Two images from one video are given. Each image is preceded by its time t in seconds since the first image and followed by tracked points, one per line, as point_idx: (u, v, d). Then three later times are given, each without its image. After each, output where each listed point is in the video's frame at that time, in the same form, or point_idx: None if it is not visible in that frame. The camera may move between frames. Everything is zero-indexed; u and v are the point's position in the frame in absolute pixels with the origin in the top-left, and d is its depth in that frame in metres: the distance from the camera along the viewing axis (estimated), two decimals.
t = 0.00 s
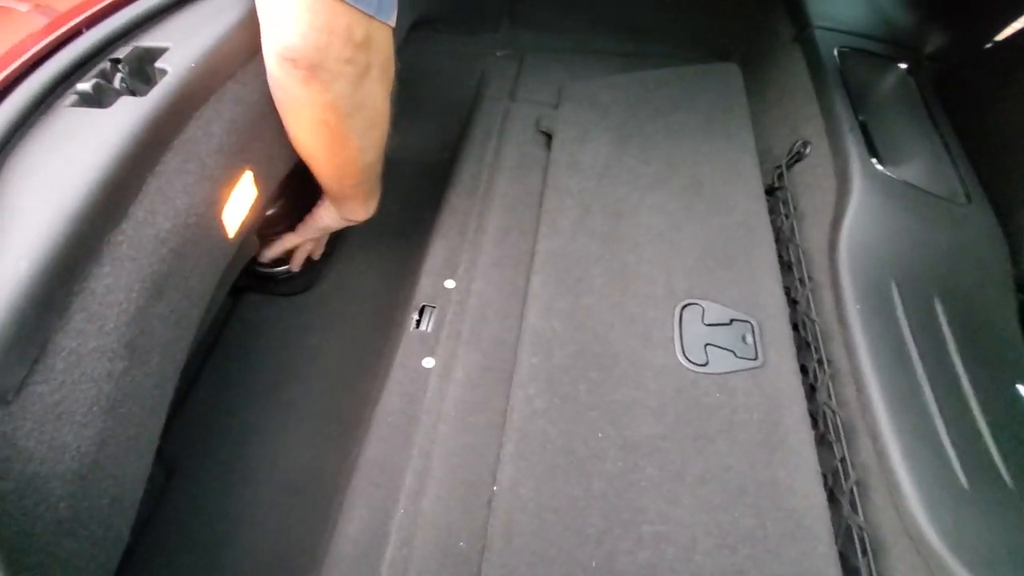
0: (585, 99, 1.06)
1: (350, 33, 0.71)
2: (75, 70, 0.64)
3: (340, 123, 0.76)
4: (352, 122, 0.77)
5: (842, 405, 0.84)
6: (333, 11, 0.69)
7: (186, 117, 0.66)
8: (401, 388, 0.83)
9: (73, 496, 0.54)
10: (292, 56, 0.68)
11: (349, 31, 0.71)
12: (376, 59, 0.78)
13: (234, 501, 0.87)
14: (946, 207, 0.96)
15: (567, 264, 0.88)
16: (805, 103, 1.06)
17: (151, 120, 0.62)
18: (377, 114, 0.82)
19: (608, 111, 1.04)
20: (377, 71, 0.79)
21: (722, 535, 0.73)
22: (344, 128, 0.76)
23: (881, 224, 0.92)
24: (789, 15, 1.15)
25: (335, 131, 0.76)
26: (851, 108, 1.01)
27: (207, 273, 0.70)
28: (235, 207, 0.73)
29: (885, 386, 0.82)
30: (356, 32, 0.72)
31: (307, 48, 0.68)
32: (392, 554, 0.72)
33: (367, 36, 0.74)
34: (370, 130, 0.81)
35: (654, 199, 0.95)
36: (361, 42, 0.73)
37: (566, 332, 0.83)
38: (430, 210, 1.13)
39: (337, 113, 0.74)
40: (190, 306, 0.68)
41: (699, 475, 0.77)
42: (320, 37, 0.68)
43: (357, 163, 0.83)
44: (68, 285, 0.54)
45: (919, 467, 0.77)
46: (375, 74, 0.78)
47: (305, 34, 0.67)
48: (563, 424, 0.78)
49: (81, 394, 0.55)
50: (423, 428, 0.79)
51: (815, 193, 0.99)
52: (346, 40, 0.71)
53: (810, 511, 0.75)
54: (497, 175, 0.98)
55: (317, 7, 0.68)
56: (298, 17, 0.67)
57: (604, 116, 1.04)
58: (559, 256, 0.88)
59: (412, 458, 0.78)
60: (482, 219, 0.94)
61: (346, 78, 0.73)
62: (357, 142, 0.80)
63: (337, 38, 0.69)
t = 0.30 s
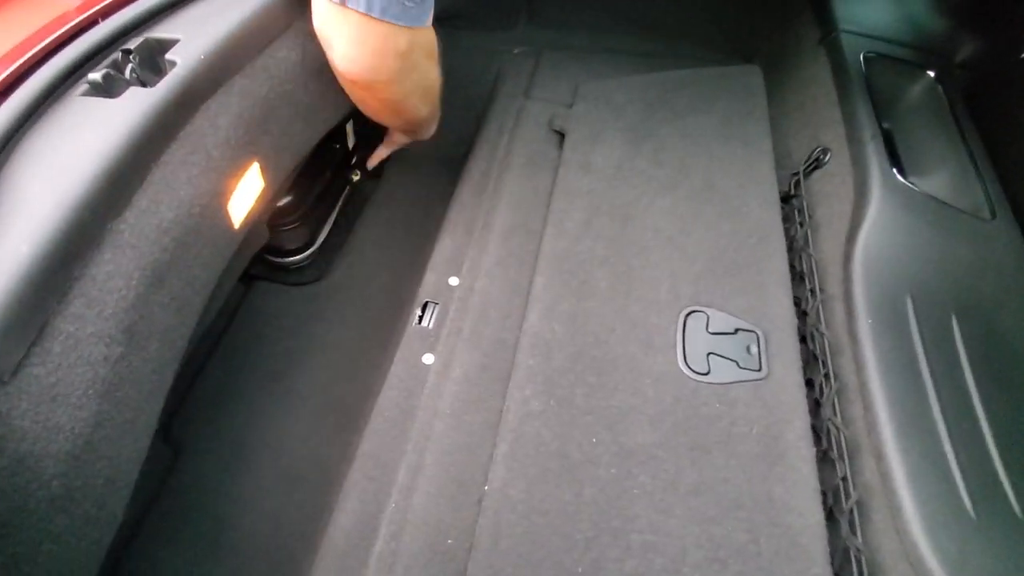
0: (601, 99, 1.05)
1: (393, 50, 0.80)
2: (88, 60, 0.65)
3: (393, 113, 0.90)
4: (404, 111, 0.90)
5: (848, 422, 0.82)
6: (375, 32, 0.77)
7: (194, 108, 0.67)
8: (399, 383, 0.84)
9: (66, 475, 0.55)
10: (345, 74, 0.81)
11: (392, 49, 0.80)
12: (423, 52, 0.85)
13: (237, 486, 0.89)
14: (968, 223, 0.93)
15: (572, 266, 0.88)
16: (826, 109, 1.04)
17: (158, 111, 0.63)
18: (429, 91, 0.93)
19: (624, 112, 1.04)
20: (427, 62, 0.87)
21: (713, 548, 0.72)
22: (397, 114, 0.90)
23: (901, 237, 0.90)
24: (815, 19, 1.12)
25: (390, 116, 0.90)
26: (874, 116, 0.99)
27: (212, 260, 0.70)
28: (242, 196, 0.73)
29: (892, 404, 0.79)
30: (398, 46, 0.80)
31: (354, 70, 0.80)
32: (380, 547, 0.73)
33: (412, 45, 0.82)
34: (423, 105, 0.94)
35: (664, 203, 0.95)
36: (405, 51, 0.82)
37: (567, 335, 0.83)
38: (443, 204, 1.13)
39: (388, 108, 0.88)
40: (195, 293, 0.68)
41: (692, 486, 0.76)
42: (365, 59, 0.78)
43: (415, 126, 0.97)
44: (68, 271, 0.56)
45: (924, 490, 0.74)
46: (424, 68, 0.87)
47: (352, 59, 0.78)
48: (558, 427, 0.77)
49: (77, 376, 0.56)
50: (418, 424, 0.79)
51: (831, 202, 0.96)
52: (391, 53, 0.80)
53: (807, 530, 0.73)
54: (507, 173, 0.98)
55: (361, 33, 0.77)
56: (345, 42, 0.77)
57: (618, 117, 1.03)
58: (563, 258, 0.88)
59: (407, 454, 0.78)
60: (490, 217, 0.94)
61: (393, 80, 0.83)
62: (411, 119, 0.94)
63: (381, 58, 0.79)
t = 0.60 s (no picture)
0: (611, 99, 1.04)
1: (382, 22, 0.78)
2: (85, 38, 0.65)
3: (383, 96, 0.86)
4: (394, 94, 0.87)
5: (845, 441, 0.79)
6: (362, 1, 0.76)
7: (189, 92, 0.66)
8: (389, 377, 0.83)
9: (37, 456, 0.56)
10: (328, 47, 0.77)
11: (381, 22, 0.78)
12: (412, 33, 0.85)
13: (229, 472, 0.89)
14: (983, 241, 0.90)
15: (570, 267, 0.86)
16: (842, 118, 1.02)
17: (152, 94, 0.63)
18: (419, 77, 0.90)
19: (634, 113, 1.02)
20: (417, 46, 0.87)
21: (696, 562, 0.70)
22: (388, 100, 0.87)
23: (910, 252, 0.87)
24: (836, 26, 1.10)
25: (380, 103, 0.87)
26: (890, 127, 0.97)
27: (202, 246, 0.70)
28: (237, 183, 0.73)
29: (891, 425, 0.77)
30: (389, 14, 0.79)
31: (340, 41, 0.76)
32: (359, 543, 0.72)
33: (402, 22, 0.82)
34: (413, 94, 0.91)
35: (669, 207, 0.93)
36: (393, 23, 0.80)
37: (561, 337, 0.82)
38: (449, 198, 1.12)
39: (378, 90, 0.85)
40: (185, 280, 0.69)
41: (679, 497, 0.74)
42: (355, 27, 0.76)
43: (407, 120, 0.93)
44: (48, 250, 0.56)
45: (918, 515, 0.72)
46: (411, 46, 0.86)
47: (338, 27, 0.76)
48: (546, 430, 0.76)
49: (53, 357, 0.56)
50: (406, 420, 0.79)
51: (840, 214, 0.94)
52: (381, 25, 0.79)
53: (795, 549, 0.71)
54: (511, 170, 0.97)
55: (348, 1, 0.75)
56: (332, 9, 0.75)
57: (628, 118, 1.01)
58: (562, 259, 0.87)
59: (392, 450, 0.77)
60: (491, 214, 0.93)
61: (383, 57, 0.81)
62: (402, 108, 0.91)
63: (370, 28, 0.77)
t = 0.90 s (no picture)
0: (624, 93, 1.03)
1: None
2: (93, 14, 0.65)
3: (335, 66, 0.74)
4: (350, 68, 0.75)
5: (845, 449, 0.78)
6: None
7: (193, 73, 0.67)
8: (386, 364, 0.83)
9: (29, 426, 0.57)
10: None
11: None
12: None
13: (229, 450, 0.90)
14: (1000, 250, 0.88)
15: (572, 262, 0.86)
16: (860, 121, 0.99)
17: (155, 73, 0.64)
18: (350, 39, 0.72)
19: (646, 108, 1.01)
20: None
21: (685, 564, 0.70)
22: (359, 95, 0.79)
23: (921, 258, 0.85)
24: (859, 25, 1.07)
25: (349, 96, 0.79)
26: (910, 131, 0.94)
27: (203, 226, 0.72)
28: (241, 166, 0.75)
29: (893, 435, 0.75)
30: None
31: None
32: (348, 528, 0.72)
33: None
34: (385, 83, 0.82)
35: (677, 205, 0.92)
36: None
37: (560, 332, 0.81)
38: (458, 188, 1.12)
39: (330, 57, 0.73)
40: (186, 260, 0.71)
41: (670, 498, 0.73)
42: None
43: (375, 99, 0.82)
44: (46, 224, 0.56)
45: (915, 528, 0.70)
46: None
47: None
48: (539, 424, 0.76)
49: (48, 328, 0.57)
50: (400, 407, 0.79)
51: (854, 218, 0.92)
52: None
53: (787, 556, 0.70)
54: (519, 162, 0.97)
55: None
56: None
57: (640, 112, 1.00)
58: (565, 252, 0.87)
59: (385, 437, 0.78)
60: (496, 206, 0.93)
61: None
62: (363, 88, 0.79)
63: None
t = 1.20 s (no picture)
0: (640, 95, 1.03)
1: None
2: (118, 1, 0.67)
3: None
4: None
5: (847, 460, 0.77)
6: None
7: (213, 63, 0.69)
8: (390, 354, 0.85)
9: (39, 397, 0.59)
10: None
11: None
12: None
13: (236, 431, 0.94)
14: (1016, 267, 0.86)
15: (580, 262, 0.86)
16: (880, 130, 0.98)
17: (175, 61, 0.65)
18: None
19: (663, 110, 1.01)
20: None
21: (677, 566, 0.69)
22: None
23: (934, 271, 0.84)
24: (886, 33, 1.06)
25: None
26: (930, 141, 0.93)
27: (217, 213, 0.74)
28: (255, 155, 0.76)
29: (896, 448, 0.75)
30: None
31: None
32: (344, 514, 0.73)
33: None
34: None
35: (689, 209, 0.91)
36: None
37: (564, 330, 0.81)
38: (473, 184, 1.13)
39: None
40: (197, 244, 0.73)
41: (666, 500, 0.73)
42: None
43: None
44: (64, 203, 0.58)
45: (914, 543, 0.69)
46: None
47: None
48: (538, 420, 0.76)
49: (61, 303, 0.59)
50: (403, 398, 0.80)
51: (868, 228, 0.91)
52: None
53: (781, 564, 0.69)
54: (532, 160, 0.97)
55: None
56: None
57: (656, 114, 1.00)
58: (573, 251, 0.87)
59: (386, 426, 0.79)
60: (507, 203, 0.94)
61: None
62: None
63: None
